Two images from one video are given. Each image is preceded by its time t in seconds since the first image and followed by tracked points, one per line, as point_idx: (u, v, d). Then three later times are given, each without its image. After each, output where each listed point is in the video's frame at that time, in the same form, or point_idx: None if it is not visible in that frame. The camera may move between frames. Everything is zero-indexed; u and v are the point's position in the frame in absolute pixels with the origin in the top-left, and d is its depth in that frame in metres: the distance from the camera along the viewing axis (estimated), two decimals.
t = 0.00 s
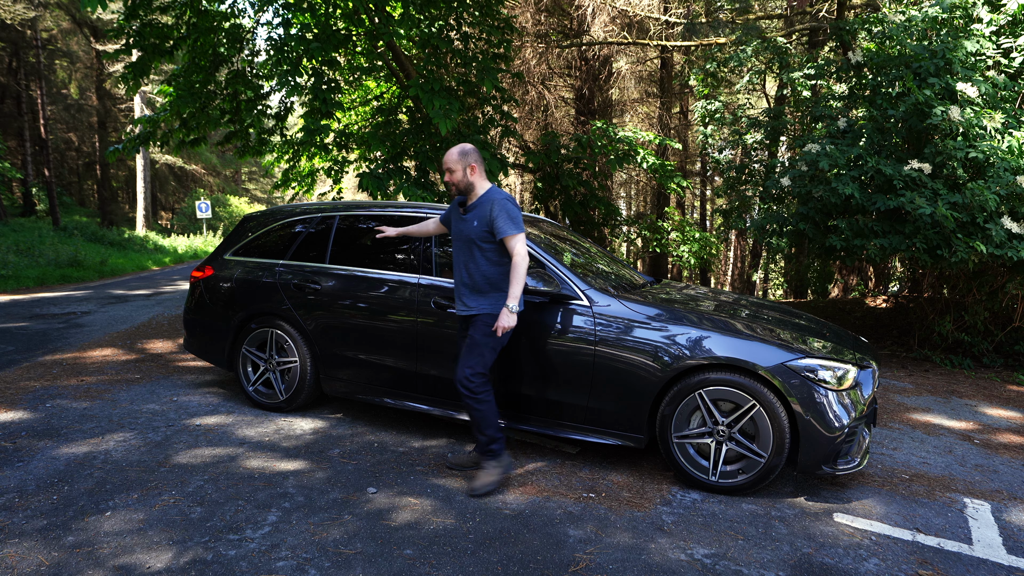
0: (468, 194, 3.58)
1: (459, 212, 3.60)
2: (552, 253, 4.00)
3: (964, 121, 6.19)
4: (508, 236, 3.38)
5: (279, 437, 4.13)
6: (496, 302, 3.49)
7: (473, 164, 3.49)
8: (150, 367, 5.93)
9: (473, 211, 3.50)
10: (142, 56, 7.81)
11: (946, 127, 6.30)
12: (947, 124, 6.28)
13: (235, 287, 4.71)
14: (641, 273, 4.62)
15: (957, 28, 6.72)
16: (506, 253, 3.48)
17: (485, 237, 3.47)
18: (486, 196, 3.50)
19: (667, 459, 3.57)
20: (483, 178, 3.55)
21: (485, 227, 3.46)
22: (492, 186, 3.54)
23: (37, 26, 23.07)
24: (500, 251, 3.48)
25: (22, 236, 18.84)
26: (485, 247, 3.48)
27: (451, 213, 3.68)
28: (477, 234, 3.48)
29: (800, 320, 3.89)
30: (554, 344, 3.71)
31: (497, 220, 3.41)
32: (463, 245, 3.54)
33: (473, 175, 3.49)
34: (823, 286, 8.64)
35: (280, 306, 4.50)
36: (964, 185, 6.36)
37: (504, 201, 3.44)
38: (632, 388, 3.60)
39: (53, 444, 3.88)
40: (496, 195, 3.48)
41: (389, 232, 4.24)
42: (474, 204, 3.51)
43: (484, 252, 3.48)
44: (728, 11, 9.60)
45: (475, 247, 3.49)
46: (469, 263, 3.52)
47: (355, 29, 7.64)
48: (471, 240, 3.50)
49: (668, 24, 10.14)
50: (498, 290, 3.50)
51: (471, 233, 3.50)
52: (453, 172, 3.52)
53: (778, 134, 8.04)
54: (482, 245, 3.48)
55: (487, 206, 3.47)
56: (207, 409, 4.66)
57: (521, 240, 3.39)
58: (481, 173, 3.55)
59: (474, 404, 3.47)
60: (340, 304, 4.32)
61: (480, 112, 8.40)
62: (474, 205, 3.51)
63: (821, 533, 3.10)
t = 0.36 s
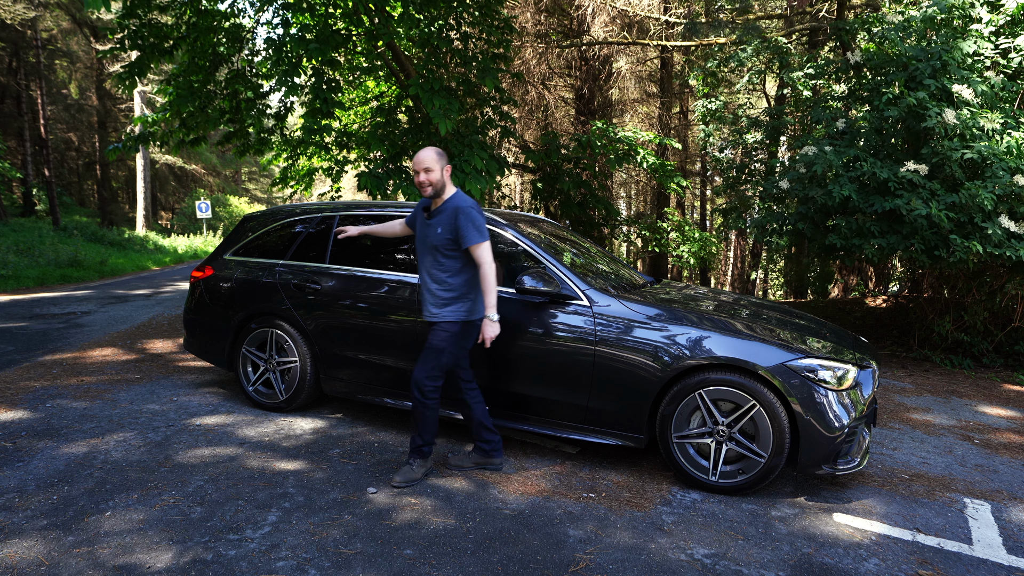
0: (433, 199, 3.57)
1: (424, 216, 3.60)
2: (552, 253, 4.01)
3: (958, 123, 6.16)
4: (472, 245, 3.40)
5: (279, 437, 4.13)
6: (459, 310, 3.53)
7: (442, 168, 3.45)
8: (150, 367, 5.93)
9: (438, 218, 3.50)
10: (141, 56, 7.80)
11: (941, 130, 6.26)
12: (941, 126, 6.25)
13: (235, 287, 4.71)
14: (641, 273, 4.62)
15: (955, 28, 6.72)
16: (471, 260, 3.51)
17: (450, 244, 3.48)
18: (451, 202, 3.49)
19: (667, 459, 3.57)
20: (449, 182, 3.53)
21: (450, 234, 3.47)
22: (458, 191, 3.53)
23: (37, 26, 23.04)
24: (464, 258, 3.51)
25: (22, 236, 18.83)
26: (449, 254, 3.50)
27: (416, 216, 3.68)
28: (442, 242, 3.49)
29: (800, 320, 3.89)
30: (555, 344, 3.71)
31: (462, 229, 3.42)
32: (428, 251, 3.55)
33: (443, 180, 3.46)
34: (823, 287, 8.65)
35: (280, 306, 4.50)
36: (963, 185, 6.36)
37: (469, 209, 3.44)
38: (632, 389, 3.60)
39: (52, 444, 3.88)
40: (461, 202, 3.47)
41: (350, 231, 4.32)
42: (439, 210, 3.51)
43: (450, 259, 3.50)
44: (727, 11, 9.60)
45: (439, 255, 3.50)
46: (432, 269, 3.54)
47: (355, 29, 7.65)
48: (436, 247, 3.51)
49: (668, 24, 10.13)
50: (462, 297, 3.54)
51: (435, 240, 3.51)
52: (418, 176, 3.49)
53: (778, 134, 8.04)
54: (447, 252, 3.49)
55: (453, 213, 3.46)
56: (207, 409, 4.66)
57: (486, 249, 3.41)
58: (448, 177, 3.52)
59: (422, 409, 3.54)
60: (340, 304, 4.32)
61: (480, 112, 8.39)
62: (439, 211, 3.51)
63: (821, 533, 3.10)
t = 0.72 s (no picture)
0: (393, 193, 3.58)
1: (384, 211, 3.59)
2: (552, 253, 4.01)
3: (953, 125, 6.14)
4: (437, 234, 3.41)
5: (279, 437, 4.13)
6: (419, 302, 3.49)
7: (406, 161, 3.49)
8: (150, 367, 5.93)
9: (399, 211, 3.50)
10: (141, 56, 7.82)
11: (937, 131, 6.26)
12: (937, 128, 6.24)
13: (234, 287, 4.71)
14: (641, 273, 4.62)
15: (954, 28, 6.71)
16: (431, 253, 3.52)
17: (412, 237, 3.48)
18: (413, 195, 3.52)
19: (667, 459, 3.57)
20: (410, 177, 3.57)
21: (412, 227, 3.47)
22: (420, 185, 3.57)
23: (37, 26, 23.02)
24: (425, 252, 3.51)
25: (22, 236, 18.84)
26: (409, 246, 3.48)
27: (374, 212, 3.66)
28: (403, 234, 3.48)
29: (800, 320, 3.89)
30: (555, 344, 3.71)
31: (424, 221, 3.44)
32: (387, 245, 3.51)
33: (406, 173, 3.49)
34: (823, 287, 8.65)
35: (280, 306, 4.50)
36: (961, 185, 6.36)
37: (431, 202, 3.48)
38: (632, 389, 3.60)
39: (52, 444, 3.88)
40: (423, 195, 3.51)
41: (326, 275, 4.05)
42: (401, 203, 3.52)
43: (410, 252, 3.48)
44: (727, 11, 9.59)
45: (402, 246, 3.48)
46: (393, 263, 3.50)
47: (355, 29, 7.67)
48: (396, 240, 3.48)
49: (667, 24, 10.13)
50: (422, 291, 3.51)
51: (396, 233, 3.49)
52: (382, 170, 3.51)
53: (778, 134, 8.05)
54: (408, 245, 3.48)
55: (415, 206, 3.48)
56: (207, 409, 4.66)
57: (449, 241, 3.44)
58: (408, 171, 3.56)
59: (412, 409, 3.50)
60: (340, 304, 4.32)
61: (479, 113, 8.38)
62: (400, 205, 3.51)
63: (821, 533, 3.10)
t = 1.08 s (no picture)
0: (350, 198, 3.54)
1: (341, 216, 3.52)
2: (552, 253, 4.02)
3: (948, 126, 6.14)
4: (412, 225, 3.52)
5: (279, 437, 4.13)
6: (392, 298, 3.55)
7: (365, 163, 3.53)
8: (150, 367, 5.93)
9: (365, 211, 3.50)
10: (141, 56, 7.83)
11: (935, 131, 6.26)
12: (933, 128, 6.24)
13: (234, 287, 4.71)
14: (641, 273, 4.62)
15: (954, 28, 6.71)
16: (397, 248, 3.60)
17: (382, 235, 3.51)
18: (374, 196, 3.56)
19: (667, 459, 3.57)
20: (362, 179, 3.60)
21: (382, 225, 3.51)
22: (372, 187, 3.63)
23: (37, 25, 23.00)
24: (392, 248, 3.57)
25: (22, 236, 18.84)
26: (381, 244, 3.51)
27: (326, 220, 3.54)
28: (374, 234, 3.49)
29: (800, 320, 3.89)
30: (555, 344, 3.71)
31: (394, 218, 3.53)
32: (357, 246, 3.47)
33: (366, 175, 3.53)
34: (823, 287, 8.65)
35: (280, 306, 4.50)
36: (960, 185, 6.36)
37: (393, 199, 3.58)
38: (632, 389, 3.60)
39: (52, 444, 3.88)
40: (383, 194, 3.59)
41: (264, 304, 3.65)
42: (364, 204, 3.52)
43: (382, 250, 3.51)
44: (728, 11, 9.59)
45: (375, 245, 3.49)
46: (365, 263, 3.48)
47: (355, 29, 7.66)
48: (368, 240, 3.47)
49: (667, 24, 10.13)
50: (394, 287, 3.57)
51: (367, 233, 3.48)
52: (342, 174, 3.48)
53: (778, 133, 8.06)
54: (380, 244, 3.51)
55: (381, 205, 3.53)
56: (207, 409, 4.66)
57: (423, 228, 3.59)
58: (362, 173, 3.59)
59: (400, 403, 3.53)
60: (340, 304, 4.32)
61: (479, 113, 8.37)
62: (364, 206, 3.51)
63: (821, 533, 3.09)
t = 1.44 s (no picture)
0: (317, 189, 3.73)
1: (319, 207, 3.69)
2: (551, 253, 4.02)
3: (947, 127, 6.14)
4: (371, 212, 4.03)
5: (279, 437, 4.13)
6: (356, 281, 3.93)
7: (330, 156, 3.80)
8: (150, 367, 5.93)
9: (339, 201, 3.80)
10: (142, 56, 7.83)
11: (933, 132, 6.26)
12: (931, 129, 6.25)
13: (235, 287, 4.71)
14: (641, 273, 4.62)
15: (954, 28, 6.71)
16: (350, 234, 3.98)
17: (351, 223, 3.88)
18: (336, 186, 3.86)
19: (667, 459, 3.57)
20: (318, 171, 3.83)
21: (350, 214, 3.89)
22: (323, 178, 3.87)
23: (37, 26, 22.97)
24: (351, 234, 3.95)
25: (22, 236, 18.84)
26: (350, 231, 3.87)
27: (304, 212, 3.63)
28: (347, 222, 3.83)
29: (800, 320, 3.89)
30: (555, 344, 3.71)
31: (356, 206, 3.94)
32: (339, 234, 3.75)
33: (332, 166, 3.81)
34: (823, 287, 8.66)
35: (280, 306, 4.50)
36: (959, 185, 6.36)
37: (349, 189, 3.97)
38: (632, 389, 3.60)
39: (52, 444, 3.88)
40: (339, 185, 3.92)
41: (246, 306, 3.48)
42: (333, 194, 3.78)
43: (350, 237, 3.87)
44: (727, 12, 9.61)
45: (349, 232, 3.83)
46: (345, 250, 3.79)
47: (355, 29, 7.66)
48: (346, 228, 3.80)
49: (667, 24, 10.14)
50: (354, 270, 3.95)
51: (342, 221, 3.77)
52: (323, 166, 3.66)
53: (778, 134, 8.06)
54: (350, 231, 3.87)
55: (346, 194, 3.88)
56: (207, 409, 4.66)
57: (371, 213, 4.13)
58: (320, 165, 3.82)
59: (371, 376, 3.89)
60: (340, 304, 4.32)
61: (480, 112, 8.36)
62: (335, 196, 3.79)
63: (821, 533, 3.09)
